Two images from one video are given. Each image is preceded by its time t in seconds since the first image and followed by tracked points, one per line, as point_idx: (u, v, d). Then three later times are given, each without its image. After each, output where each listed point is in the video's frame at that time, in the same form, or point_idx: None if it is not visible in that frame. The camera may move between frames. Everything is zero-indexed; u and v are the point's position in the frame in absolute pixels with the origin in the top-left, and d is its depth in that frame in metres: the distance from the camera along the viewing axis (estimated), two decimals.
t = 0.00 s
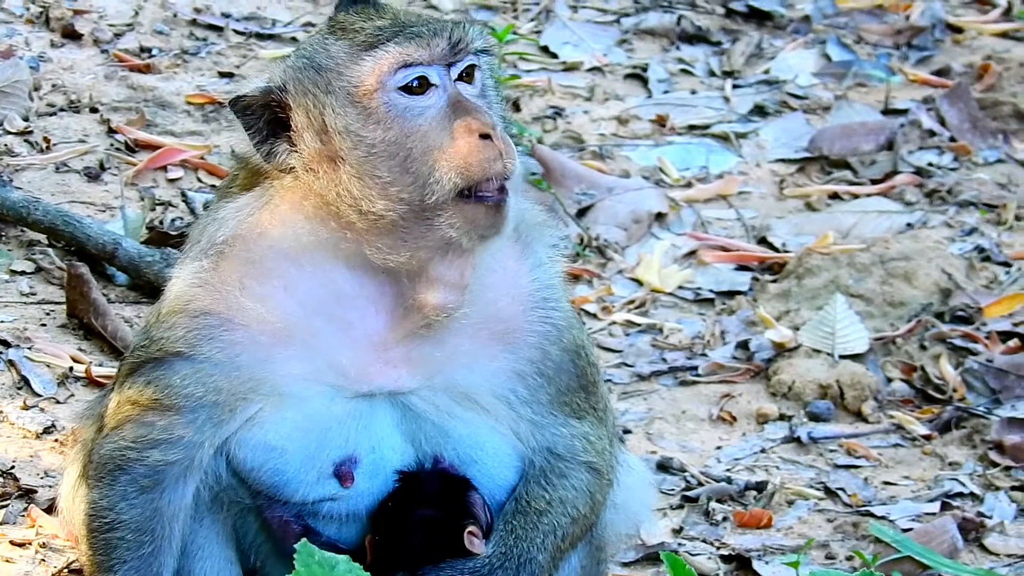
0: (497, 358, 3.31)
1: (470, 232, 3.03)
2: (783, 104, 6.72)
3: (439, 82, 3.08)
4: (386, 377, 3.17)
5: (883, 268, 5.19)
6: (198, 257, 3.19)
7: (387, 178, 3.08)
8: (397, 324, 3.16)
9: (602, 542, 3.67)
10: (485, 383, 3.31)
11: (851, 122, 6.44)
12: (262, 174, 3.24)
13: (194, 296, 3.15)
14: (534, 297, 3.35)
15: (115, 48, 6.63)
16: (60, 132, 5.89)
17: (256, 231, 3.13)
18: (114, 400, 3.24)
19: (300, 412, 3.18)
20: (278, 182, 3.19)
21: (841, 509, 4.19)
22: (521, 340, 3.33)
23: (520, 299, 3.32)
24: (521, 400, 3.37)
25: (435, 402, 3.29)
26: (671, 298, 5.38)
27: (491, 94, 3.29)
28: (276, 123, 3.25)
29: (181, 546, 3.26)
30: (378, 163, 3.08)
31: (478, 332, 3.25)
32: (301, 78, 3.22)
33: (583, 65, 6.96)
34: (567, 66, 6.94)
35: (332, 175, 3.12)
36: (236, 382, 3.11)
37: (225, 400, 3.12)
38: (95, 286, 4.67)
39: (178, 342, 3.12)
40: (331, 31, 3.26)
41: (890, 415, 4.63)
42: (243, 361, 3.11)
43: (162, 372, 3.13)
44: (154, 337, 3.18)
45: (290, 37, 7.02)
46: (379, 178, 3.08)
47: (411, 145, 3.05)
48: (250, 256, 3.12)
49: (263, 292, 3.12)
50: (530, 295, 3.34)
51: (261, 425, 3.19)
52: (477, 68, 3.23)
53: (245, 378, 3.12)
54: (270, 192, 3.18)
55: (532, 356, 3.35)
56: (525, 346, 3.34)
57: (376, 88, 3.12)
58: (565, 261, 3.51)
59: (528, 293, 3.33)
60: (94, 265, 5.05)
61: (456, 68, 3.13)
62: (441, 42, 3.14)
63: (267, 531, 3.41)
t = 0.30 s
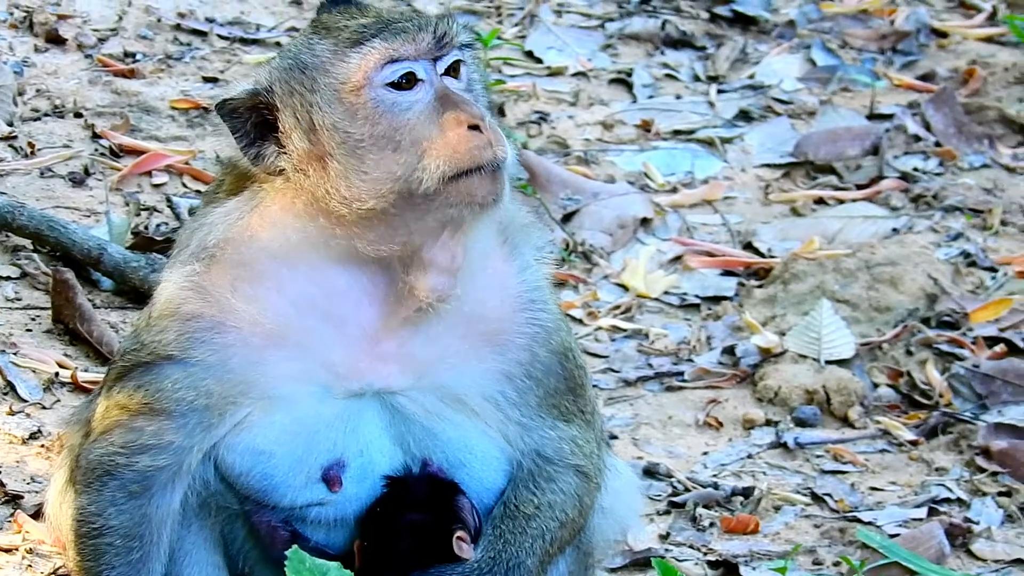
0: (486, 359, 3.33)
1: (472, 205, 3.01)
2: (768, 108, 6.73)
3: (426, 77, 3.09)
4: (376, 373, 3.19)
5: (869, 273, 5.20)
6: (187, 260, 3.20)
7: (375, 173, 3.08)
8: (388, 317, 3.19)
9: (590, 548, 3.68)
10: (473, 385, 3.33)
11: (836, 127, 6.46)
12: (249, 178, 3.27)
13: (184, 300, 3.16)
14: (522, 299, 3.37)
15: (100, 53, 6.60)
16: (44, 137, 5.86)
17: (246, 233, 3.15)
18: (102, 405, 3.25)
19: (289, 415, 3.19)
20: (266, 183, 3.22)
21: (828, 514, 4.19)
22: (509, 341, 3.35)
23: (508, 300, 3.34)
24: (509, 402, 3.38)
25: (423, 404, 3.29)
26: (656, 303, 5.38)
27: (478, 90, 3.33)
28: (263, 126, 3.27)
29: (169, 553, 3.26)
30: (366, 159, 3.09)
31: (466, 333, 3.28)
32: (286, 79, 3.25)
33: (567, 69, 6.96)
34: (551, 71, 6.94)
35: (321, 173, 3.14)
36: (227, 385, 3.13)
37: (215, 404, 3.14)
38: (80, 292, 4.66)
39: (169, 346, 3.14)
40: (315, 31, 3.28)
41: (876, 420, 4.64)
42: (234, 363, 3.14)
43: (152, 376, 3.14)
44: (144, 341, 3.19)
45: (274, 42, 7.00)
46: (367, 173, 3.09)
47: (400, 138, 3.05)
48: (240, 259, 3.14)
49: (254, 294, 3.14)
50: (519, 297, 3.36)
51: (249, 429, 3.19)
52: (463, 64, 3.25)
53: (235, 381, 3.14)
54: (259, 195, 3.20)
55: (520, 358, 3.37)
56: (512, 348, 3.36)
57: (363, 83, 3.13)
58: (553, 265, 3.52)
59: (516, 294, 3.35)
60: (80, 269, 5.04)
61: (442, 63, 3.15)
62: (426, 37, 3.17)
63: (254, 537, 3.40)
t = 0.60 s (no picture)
0: (476, 359, 3.33)
1: (461, 217, 3.04)
2: (756, 109, 6.73)
3: (419, 79, 3.09)
4: (374, 366, 3.18)
5: (858, 274, 5.20)
6: (177, 260, 3.20)
7: (367, 174, 3.10)
8: (389, 304, 3.19)
9: (578, 548, 3.67)
10: (463, 385, 3.32)
11: (825, 128, 6.47)
12: (238, 177, 3.26)
13: (174, 301, 3.17)
14: (513, 298, 3.38)
15: (88, 54, 6.57)
16: (33, 137, 5.84)
17: (236, 233, 3.14)
18: (92, 406, 3.26)
19: (278, 414, 3.18)
20: (254, 183, 3.22)
21: (817, 515, 4.19)
22: (499, 341, 3.36)
23: (498, 300, 3.35)
24: (499, 402, 3.38)
25: (413, 403, 3.28)
26: (645, 304, 5.38)
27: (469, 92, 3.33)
28: (253, 127, 3.28)
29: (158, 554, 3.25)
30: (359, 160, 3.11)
31: (458, 332, 3.28)
32: (279, 79, 3.26)
33: (556, 70, 6.96)
34: (540, 72, 6.93)
35: (312, 174, 3.15)
36: (218, 386, 3.14)
37: (205, 404, 3.14)
38: (70, 293, 4.63)
39: (161, 347, 3.15)
40: (308, 32, 3.30)
41: (865, 421, 4.64)
42: (225, 363, 3.14)
43: (142, 378, 3.15)
44: (135, 341, 3.20)
45: (263, 43, 6.98)
46: (359, 173, 3.11)
47: (393, 141, 3.07)
48: (230, 259, 3.14)
49: (246, 294, 3.14)
50: (509, 297, 3.37)
51: (238, 430, 3.19)
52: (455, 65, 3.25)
53: (226, 381, 3.14)
54: (249, 195, 3.20)
55: (510, 357, 3.38)
56: (502, 348, 3.37)
57: (356, 84, 3.15)
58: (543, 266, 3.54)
59: (507, 294, 3.36)
60: (68, 270, 5.02)
61: (434, 64, 3.15)
62: (418, 38, 3.17)
63: (243, 538, 3.38)
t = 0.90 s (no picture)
0: (470, 362, 3.30)
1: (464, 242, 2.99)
2: (746, 109, 6.72)
3: (432, 97, 2.94)
4: (369, 369, 3.15)
5: (849, 274, 5.20)
6: (168, 262, 3.18)
7: (377, 193, 2.95)
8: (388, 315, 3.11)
9: (569, 549, 3.66)
10: (455, 386, 3.30)
11: (815, 128, 6.47)
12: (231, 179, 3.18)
13: (164, 304, 3.15)
14: (506, 299, 3.33)
15: (78, 54, 6.55)
16: (23, 138, 5.82)
17: (227, 237, 3.08)
18: (82, 407, 3.27)
19: (269, 417, 3.17)
20: (254, 192, 3.10)
21: (808, 516, 4.18)
22: (493, 341, 3.32)
23: (491, 302, 3.29)
24: (490, 403, 3.36)
25: (404, 406, 3.27)
26: (635, 305, 5.37)
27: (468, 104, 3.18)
28: (256, 133, 3.14)
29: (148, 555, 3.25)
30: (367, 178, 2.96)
31: (454, 337, 3.24)
32: (285, 89, 3.10)
33: (546, 70, 6.94)
34: (530, 72, 6.92)
35: (318, 187, 2.99)
36: (209, 389, 3.12)
37: (194, 407, 3.13)
38: (60, 294, 4.62)
39: (152, 350, 3.14)
40: (314, 41, 3.12)
41: (855, 421, 4.63)
42: (215, 367, 3.12)
43: (132, 381, 3.15)
44: (125, 345, 3.19)
45: (253, 43, 6.96)
46: (370, 193, 2.95)
47: (406, 161, 2.92)
48: (222, 263, 3.08)
49: (239, 300, 3.10)
50: (504, 301, 3.32)
51: (228, 432, 3.18)
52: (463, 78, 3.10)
53: (216, 386, 3.13)
54: (245, 201, 3.09)
55: (503, 359, 3.35)
56: (495, 348, 3.33)
57: (371, 102, 2.96)
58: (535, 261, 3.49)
59: (501, 296, 3.31)
60: (58, 271, 5.00)
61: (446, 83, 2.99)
62: (434, 57, 2.98)
63: (233, 541, 3.39)
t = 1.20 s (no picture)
0: (462, 371, 3.30)
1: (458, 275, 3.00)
2: (736, 109, 6.72)
3: (439, 134, 2.94)
4: (360, 376, 3.12)
5: (838, 274, 5.21)
6: (161, 267, 3.17)
7: (377, 228, 2.95)
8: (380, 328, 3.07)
9: (557, 550, 3.67)
10: (446, 391, 3.30)
11: (805, 129, 6.46)
12: (227, 182, 3.19)
13: (156, 308, 3.14)
14: (496, 307, 3.33)
15: (67, 55, 6.53)
16: (11, 139, 5.81)
17: (222, 244, 3.08)
18: (71, 409, 3.27)
19: (258, 421, 3.16)
20: (251, 205, 3.09)
21: (796, 517, 4.17)
22: (484, 347, 3.32)
23: (483, 312, 3.28)
24: (480, 408, 3.36)
25: (393, 412, 3.26)
26: (624, 305, 5.36)
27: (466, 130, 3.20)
28: (258, 147, 3.09)
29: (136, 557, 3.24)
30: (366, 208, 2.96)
31: (448, 348, 3.24)
32: (294, 109, 3.05)
33: (535, 71, 6.93)
34: (519, 73, 6.90)
35: (320, 215, 2.99)
36: (198, 393, 3.11)
37: (184, 410, 3.12)
38: (49, 294, 4.61)
39: (143, 355, 3.12)
40: (325, 60, 3.07)
41: (844, 422, 4.62)
42: (206, 372, 3.11)
43: (122, 383, 3.14)
44: (116, 347, 3.18)
45: (242, 43, 6.92)
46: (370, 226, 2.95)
47: (408, 199, 2.93)
48: (217, 271, 3.08)
49: (232, 310, 3.08)
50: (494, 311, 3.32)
51: (218, 434, 3.16)
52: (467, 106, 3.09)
53: (207, 391, 3.12)
54: (243, 212, 3.09)
55: (495, 366, 3.35)
56: (487, 354, 3.33)
57: (381, 135, 2.94)
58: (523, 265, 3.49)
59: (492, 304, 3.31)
60: (46, 271, 4.99)
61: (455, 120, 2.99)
62: (447, 96, 2.96)
63: (221, 542, 3.38)
